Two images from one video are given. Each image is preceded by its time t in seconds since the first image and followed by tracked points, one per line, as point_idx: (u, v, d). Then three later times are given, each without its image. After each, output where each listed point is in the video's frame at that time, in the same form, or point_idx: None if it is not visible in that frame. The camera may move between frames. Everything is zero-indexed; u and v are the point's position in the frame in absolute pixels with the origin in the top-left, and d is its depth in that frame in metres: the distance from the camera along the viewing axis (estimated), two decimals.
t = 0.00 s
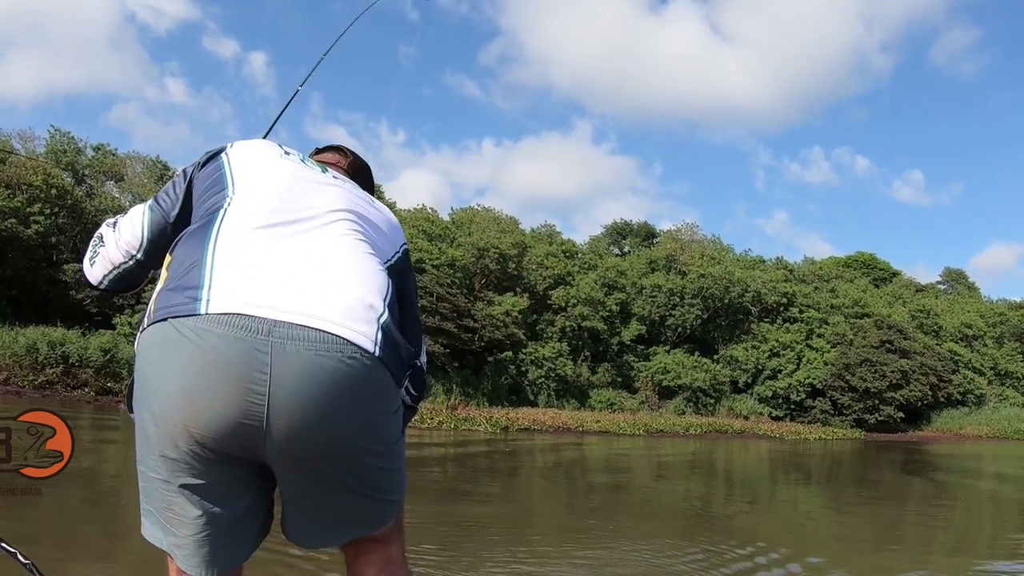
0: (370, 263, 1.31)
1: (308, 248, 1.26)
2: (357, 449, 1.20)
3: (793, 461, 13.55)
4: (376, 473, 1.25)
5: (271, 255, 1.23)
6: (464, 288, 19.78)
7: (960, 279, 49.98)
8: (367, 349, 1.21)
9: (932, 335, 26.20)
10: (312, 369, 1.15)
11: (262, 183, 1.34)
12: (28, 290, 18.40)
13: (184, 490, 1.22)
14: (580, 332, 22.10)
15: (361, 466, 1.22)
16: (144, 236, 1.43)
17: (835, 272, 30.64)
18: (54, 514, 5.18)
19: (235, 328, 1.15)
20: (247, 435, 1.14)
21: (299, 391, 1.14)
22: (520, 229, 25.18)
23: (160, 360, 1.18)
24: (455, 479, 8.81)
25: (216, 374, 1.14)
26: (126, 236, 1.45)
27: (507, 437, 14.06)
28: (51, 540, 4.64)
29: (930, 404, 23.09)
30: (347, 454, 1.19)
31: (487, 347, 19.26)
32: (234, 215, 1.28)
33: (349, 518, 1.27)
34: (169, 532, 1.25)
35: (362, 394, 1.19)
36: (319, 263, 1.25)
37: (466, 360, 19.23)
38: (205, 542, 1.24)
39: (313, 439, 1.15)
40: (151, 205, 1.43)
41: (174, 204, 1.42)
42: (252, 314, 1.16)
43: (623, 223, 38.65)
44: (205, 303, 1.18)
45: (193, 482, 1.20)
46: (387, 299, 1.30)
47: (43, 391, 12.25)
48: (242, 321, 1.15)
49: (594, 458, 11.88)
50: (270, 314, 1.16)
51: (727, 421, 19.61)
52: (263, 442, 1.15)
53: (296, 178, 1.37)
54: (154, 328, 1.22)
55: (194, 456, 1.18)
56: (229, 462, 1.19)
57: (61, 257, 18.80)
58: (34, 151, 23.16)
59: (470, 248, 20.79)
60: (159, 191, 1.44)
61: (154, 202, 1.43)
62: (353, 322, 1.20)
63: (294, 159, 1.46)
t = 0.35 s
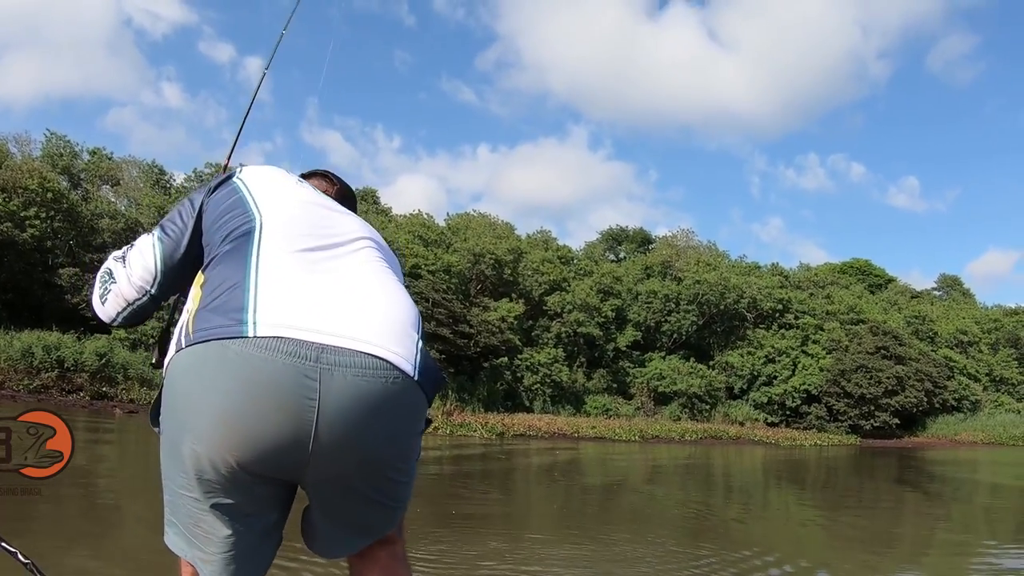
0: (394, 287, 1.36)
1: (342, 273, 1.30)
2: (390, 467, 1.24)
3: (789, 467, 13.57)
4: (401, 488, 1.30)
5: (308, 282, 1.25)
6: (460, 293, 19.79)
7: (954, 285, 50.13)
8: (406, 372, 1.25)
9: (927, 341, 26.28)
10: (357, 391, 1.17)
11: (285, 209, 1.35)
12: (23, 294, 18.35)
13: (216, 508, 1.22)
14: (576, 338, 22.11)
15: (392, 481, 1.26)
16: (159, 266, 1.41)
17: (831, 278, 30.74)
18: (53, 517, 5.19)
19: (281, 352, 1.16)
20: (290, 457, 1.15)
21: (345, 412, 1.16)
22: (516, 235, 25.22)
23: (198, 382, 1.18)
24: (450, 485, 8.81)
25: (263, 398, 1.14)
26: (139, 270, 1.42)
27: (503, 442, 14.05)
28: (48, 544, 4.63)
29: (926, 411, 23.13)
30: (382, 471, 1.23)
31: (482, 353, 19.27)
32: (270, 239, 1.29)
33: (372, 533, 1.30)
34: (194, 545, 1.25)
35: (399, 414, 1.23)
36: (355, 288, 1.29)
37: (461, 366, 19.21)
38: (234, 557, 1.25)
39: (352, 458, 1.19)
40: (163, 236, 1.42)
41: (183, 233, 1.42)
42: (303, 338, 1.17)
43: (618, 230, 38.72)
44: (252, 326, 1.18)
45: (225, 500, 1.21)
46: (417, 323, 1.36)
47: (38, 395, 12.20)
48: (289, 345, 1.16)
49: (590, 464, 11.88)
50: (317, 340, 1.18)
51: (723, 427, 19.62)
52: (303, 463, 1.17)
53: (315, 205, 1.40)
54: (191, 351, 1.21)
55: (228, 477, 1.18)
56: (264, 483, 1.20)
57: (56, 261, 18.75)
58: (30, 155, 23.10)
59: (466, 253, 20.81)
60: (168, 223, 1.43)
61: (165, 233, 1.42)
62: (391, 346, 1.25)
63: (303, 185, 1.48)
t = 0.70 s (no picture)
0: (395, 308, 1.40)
1: (348, 298, 1.33)
2: (396, 488, 1.27)
3: (785, 467, 13.60)
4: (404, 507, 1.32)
5: (317, 305, 1.26)
6: (455, 293, 19.81)
7: (950, 285, 50.25)
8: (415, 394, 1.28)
9: (923, 342, 26.35)
10: (370, 416, 1.19)
11: (287, 233, 1.37)
12: (18, 294, 18.33)
13: (221, 530, 1.21)
14: (571, 338, 22.13)
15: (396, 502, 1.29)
16: (150, 284, 1.41)
17: (826, 278, 30.82)
18: (52, 517, 5.20)
19: (297, 379, 1.16)
20: (303, 480, 1.16)
21: (359, 435, 1.18)
22: (512, 235, 25.23)
23: (207, 407, 1.17)
24: (447, 485, 8.81)
25: (280, 424, 1.14)
26: (128, 287, 1.41)
27: (499, 443, 14.05)
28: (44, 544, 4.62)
29: (922, 411, 23.18)
30: (389, 493, 1.25)
31: (478, 353, 19.29)
32: (277, 262, 1.30)
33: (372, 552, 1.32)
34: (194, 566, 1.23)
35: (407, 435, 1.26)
36: (361, 311, 1.31)
37: (457, 366, 19.24)
38: None
39: (362, 482, 1.20)
40: (154, 254, 1.42)
41: (175, 250, 1.43)
42: (319, 362, 1.19)
43: (614, 230, 38.80)
44: (265, 351, 1.18)
45: (232, 523, 1.21)
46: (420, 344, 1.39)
47: (34, 396, 12.17)
48: (305, 374, 1.17)
49: (587, 465, 11.89)
50: (332, 365, 1.19)
51: (719, 428, 19.66)
52: (315, 486, 1.17)
53: (315, 229, 1.42)
54: (200, 373, 1.21)
55: (237, 501, 1.18)
56: (271, 506, 1.20)
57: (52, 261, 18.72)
58: (25, 155, 23.07)
59: (462, 254, 20.83)
60: (160, 241, 1.43)
61: (156, 251, 1.42)
62: (400, 370, 1.28)
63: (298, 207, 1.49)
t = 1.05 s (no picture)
0: (363, 290, 1.37)
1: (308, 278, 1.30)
2: (367, 479, 1.23)
3: (781, 464, 13.61)
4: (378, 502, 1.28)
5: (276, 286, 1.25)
6: (451, 290, 19.78)
7: (945, 282, 50.37)
8: (376, 377, 1.25)
9: (918, 338, 26.38)
10: (324, 399, 1.17)
11: (252, 216, 1.36)
12: (13, 291, 18.26)
13: (185, 522, 1.20)
14: (567, 335, 22.11)
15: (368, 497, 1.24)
16: (125, 273, 1.41)
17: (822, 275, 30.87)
18: (46, 515, 5.19)
19: (244, 360, 1.15)
20: (260, 467, 1.14)
21: (314, 419, 1.15)
22: (507, 232, 25.19)
23: (162, 393, 1.17)
24: (442, 482, 8.79)
25: (230, 406, 1.13)
26: (104, 276, 1.42)
27: (495, 440, 14.05)
28: (40, 542, 4.60)
29: (917, 407, 23.21)
30: (358, 484, 1.22)
31: (474, 350, 19.30)
32: (237, 245, 1.30)
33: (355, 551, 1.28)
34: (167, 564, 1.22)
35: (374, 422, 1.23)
36: (324, 292, 1.29)
37: (453, 363, 19.24)
38: None
39: (324, 472, 1.17)
40: (131, 243, 1.43)
41: (152, 239, 1.42)
42: (270, 343, 1.18)
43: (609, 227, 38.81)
44: (212, 334, 1.18)
45: (196, 514, 1.19)
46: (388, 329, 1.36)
47: (29, 394, 12.13)
48: (253, 354, 1.16)
49: (582, 461, 11.90)
50: (283, 346, 1.18)
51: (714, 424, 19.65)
52: (273, 471, 1.15)
53: (284, 212, 1.41)
54: (156, 359, 1.21)
55: (196, 489, 1.17)
56: (234, 496, 1.18)
57: (47, 259, 18.63)
58: (19, 152, 22.97)
59: (457, 251, 20.80)
60: (138, 230, 1.44)
61: (134, 241, 1.42)
62: (360, 352, 1.25)
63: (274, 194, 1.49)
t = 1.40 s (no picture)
0: (294, 238, 1.26)
1: (221, 232, 1.28)
2: (275, 450, 1.18)
3: (775, 461, 13.63)
4: (312, 472, 1.23)
5: (194, 245, 1.26)
6: (447, 287, 19.76)
7: (940, 280, 50.48)
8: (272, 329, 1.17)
9: (914, 337, 26.43)
10: (210, 360, 1.16)
11: (198, 190, 1.40)
12: (9, 289, 18.23)
13: (120, 494, 1.31)
14: (563, 333, 22.11)
15: (287, 467, 1.20)
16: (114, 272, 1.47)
17: (818, 273, 30.93)
18: (41, 512, 5.18)
19: (136, 324, 1.20)
20: (156, 435, 1.19)
21: (200, 383, 1.15)
22: (503, 229, 25.17)
23: (82, 368, 1.27)
24: (437, 479, 8.79)
25: (122, 374, 1.19)
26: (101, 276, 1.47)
27: (489, 437, 14.06)
28: (36, 539, 4.60)
29: (912, 406, 23.26)
30: (272, 451, 1.18)
31: (470, 348, 19.31)
32: (178, 213, 1.35)
33: (296, 529, 1.26)
34: (120, 536, 1.36)
35: (283, 387, 1.17)
36: (237, 244, 1.25)
37: (448, 361, 19.26)
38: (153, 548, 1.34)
39: (219, 437, 1.16)
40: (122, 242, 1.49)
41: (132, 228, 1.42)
42: (166, 301, 1.21)
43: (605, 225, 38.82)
44: (112, 304, 1.25)
45: (127, 487, 1.30)
46: (317, 280, 1.24)
47: (24, 391, 12.09)
48: (139, 318, 1.20)
49: (577, 458, 11.90)
50: (177, 307, 1.20)
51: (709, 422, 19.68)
52: (168, 439, 1.19)
53: (226, 180, 1.41)
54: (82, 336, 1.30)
55: (119, 462, 1.27)
56: (152, 467, 1.26)
57: (42, 256, 18.54)
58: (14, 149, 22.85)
59: (453, 248, 20.76)
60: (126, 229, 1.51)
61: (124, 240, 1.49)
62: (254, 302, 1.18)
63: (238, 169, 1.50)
